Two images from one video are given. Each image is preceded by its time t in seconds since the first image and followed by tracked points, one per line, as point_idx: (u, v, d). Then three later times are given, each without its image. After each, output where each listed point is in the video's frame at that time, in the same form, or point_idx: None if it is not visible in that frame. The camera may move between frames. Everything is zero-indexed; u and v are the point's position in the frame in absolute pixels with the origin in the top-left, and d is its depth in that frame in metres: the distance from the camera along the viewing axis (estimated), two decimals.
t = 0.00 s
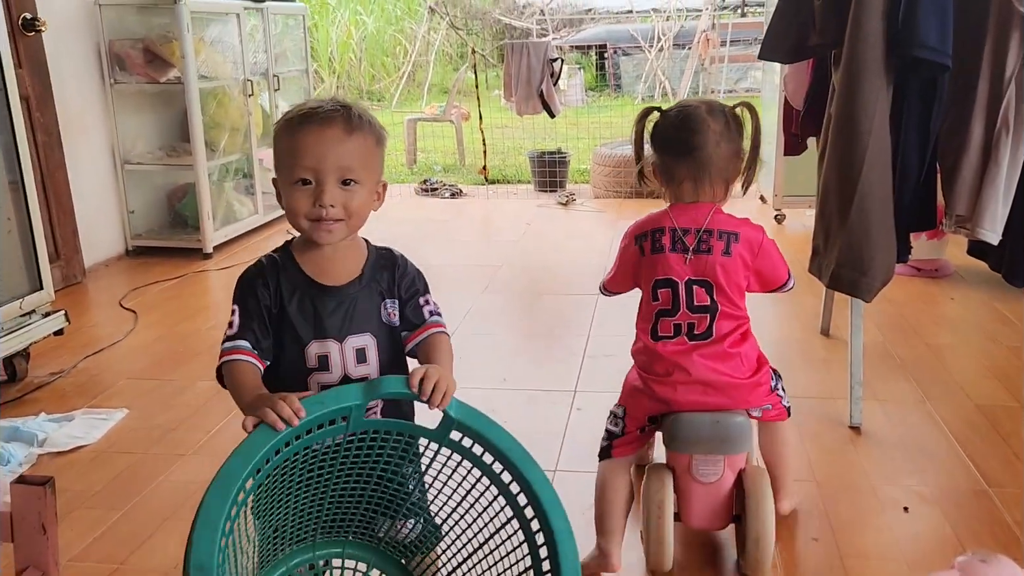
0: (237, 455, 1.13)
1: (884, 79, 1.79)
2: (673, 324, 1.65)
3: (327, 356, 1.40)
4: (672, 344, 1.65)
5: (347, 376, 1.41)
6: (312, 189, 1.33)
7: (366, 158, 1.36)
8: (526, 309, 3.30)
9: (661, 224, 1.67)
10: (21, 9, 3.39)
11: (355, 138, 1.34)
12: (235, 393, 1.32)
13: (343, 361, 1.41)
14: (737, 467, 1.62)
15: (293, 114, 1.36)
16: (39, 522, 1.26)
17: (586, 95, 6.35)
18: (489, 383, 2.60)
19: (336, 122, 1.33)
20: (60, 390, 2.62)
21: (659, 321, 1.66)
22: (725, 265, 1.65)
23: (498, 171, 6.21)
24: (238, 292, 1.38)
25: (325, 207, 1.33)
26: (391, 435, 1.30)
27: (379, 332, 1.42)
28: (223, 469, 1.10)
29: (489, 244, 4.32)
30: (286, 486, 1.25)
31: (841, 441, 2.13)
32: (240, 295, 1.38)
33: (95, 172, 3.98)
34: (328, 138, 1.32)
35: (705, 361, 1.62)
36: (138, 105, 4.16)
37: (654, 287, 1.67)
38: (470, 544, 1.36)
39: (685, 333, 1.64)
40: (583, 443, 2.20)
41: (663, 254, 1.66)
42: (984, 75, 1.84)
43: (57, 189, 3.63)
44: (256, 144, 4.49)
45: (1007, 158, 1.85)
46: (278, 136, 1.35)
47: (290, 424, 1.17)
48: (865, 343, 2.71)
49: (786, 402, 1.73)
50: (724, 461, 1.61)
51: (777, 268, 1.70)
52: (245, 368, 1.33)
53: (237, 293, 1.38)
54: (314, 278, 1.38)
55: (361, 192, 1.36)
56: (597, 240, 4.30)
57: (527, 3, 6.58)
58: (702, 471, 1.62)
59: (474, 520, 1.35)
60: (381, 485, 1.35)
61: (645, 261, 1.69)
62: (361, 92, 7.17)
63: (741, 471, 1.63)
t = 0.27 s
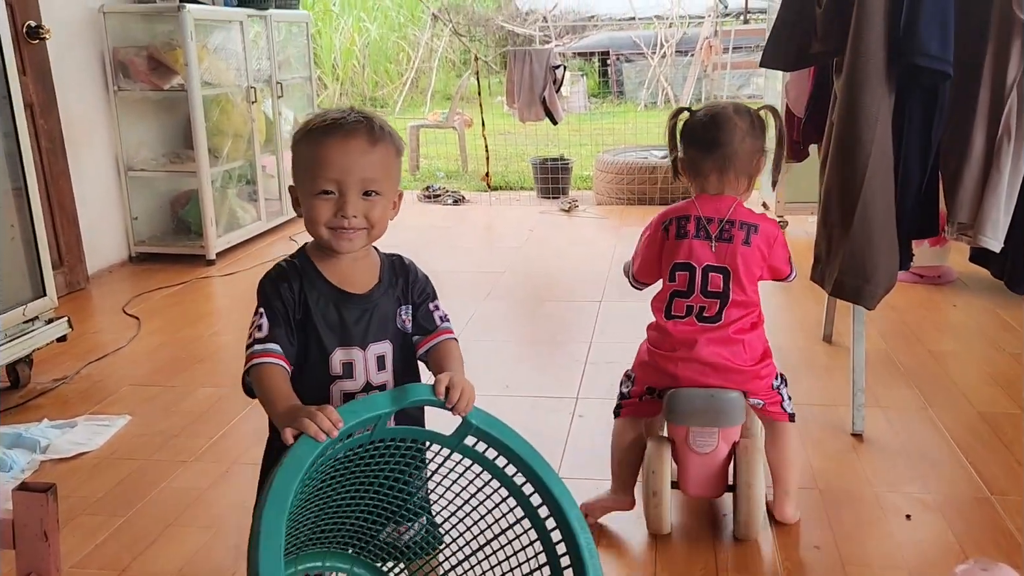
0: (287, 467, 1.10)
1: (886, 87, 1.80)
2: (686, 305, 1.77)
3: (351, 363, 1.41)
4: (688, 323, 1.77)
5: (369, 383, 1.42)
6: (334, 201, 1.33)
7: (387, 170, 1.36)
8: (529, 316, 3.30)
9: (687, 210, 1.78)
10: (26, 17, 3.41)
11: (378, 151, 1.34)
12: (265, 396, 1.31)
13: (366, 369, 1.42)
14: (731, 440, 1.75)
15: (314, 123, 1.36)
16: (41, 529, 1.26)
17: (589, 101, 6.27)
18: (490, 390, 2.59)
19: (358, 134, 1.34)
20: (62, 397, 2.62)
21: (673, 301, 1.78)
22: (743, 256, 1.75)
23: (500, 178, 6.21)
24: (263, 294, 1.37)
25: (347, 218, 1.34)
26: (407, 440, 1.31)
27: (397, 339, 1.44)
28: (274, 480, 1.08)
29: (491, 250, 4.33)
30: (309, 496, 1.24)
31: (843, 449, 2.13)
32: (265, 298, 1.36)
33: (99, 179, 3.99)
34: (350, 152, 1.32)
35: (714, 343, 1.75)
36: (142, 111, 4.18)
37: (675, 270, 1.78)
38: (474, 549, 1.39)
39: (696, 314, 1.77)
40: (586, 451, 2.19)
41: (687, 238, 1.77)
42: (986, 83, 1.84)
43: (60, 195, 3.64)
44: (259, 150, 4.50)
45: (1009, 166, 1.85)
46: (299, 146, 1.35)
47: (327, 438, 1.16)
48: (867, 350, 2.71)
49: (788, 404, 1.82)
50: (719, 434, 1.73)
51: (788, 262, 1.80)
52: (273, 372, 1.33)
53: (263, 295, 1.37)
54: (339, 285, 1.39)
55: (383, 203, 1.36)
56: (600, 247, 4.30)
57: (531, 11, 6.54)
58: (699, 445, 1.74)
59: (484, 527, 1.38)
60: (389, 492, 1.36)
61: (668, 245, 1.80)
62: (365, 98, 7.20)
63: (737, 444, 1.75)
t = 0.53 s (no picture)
0: (273, 466, 1.12)
1: (885, 94, 1.81)
2: (693, 291, 1.92)
3: (369, 360, 1.42)
4: (695, 308, 1.93)
5: (387, 379, 1.43)
6: (350, 197, 1.34)
7: (401, 164, 1.37)
8: (530, 321, 3.30)
9: (691, 203, 1.92)
10: (30, 23, 3.43)
11: (392, 145, 1.35)
12: (270, 393, 1.33)
13: (384, 366, 1.42)
14: (729, 413, 1.91)
15: (327, 122, 1.37)
16: (43, 533, 1.26)
17: (590, 108, 6.31)
18: (492, 395, 2.60)
19: (371, 130, 1.34)
20: (64, 401, 2.63)
21: (680, 287, 1.93)
22: (743, 244, 1.92)
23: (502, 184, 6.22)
24: (276, 293, 1.39)
25: (363, 213, 1.34)
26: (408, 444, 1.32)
27: (416, 336, 1.44)
28: (258, 478, 1.10)
29: (492, 256, 4.33)
30: (305, 496, 1.25)
31: (844, 454, 2.13)
32: (279, 296, 1.38)
33: (102, 184, 4.01)
34: (363, 147, 1.33)
35: (722, 325, 1.91)
36: (145, 117, 4.19)
37: (682, 260, 1.93)
38: (475, 557, 1.39)
39: (701, 299, 1.92)
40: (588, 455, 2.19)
41: (692, 231, 1.92)
42: (985, 90, 1.85)
43: (63, 201, 3.66)
44: (261, 156, 4.51)
45: (1009, 172, 1.85)
46: (313, 144, 1.36)
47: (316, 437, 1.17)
48: (868, 356, 2.71)
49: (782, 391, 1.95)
50: (718, 408, 1.89)
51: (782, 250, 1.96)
52: (282, 370, 1.34)
53: (276, 294, 1.39)
54: (355, 282, 1.40)
55: (398, 197, 1.37)
56: (601, 253, 4.30)
57: (533, 17, 6.74)
58: (699, 416, 1.90)
59: (484, 535, 1.38)
60: (391, 496, 1.37)
61: (673, 236, 1.94)
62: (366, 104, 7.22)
63: (734, 416, 1.91)
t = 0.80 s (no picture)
0: (255, 467, 1.14)
1: (885, 101, 1.82)
2: (681, 282, 2.08)
3: (367, 366, 1.42)
4: (681, 298, 2.08)
5: (385, 387, 1.43)
6: (349, 201, 1.35)
7: (401, 168, 1.37)
8: (531, 328, 3.31)
9: (672, 202, 2.09)
10: (33, 29, 3.44)
11: (388, 148, 1.36)
12: (266, 400, 1.36)
13: (382, 374, 1.43)
14: (724, 392, 2.05)
15: (324, 129, 1.38)
16: (46, 537, 1.27)
17: (592, 113, 6.37)
18: (493, 401, 2.60)
19: (368, 133, 1.35)
20: (67, 407, 2.63)
21: (669, 280, 2.09)
22: (723, 236, 2.10)
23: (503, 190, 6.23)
24: (276, 299, 1.40)
25: (361, 218, 1.35)
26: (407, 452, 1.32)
27: (416, 344, 1.44)
28: (240, 478, 1.12)
29: (494, 262, 4.34)
30: (300, 501, 1.27)
31: (845, 460, 2.13)
32: (279, 303, 1.39)
33: (104, 190, 4.01)
34: (360, 150, 1.34)
35: (706, 312, 2.06)
36: (147, 123, 4.20)
37: (667, 254, 2.09)
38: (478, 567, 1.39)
39: (690, 289, 2.08)
40: (588, 459, 2.19)
41: (675, 227, 2.09)
42: (986, 97, 1.85)
43: (65, 207, 3.66)
44: (263, 162, 4.52)
45: (1009, 179, 1.85)
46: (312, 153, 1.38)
47: (301, 442, 1.18)
48: (869, 363, 2.71)
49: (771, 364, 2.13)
50: (715, 387, 2.04)
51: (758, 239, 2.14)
52: (277, 377, 1.36)
53: (275, 301, 1.40)
54: (354, 289, 1.40)
55: (397, 200, 1.37)
56: (602, 259, 4.30)
57: (535, 23, 6.65)
58: (698, 396, 2.04)
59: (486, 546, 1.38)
60: (392, 503, 1.38)
61: (657, 233, 2.11)
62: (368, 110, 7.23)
63: (730, 396, 2.06)
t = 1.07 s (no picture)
0: (264, 468, 1.13)
1: (885, 108, 1.82)
2: (677, 276, 2.25)
3: (331, 389, 1.40)
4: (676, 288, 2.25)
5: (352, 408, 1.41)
6: (340, 219, 1.31)
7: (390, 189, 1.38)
8: (532, 334, 3.30)
9: (666, 201, 2.25)
10: (35, 36, 3.45)
11: (375, 169, 1.34)
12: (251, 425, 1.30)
13: (347, 395, 1.41)
14: (721, 375, 2.20)
15: (302, 147, 1.36)
16: (44, 547, 1.26)
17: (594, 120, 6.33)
18: (494, 409, 2.59)
19: (353, 153, 1.33)
20: (67, 414, 2.63)
21: (666, 274, 2.26)
22: (715, 232, 2.25)
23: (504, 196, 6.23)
24: (231, 323, 1.37)
25: (364, 236, 1.33)
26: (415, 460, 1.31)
27: (379, 364, 1.43)
28: (249, 477, 1.11)
29: (495, 269, 4.34)
30: (308, 505, 1.27)
31: (846, 469, 2.12)
32: (233, 328, 1.36)
33: (106, 196, 4.02)
34: (350, 169, 1.32)
35: (700, 303, 2.24)
36: (149, 129, 4.21)
37: (664, 249, 2.26)
38: None
39: (685, 283, 2.25)
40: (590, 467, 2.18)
41: (669, 224, 2.25)
42: (986, 106, 1.85)
43: (67, 213, 3.67)
44: (265, 168, 4.52)
45: (1010, 188, 1.84)
46: (291, 169, 1.34)
47: (309, 446, 1.18)
48: (871, 371, 2.70)
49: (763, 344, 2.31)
50: (712, 371, 2.19)
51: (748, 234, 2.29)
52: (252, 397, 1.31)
53: (230, 325, 1.37)
54: (317, 311, 1.38)
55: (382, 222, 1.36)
56: (604, 266, 4.30)
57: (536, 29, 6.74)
58: (696, 381, 2.20)
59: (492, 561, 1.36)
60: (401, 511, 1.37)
61: (654, 230, 2.26)
62: (370, 116, 7.23)
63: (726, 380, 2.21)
